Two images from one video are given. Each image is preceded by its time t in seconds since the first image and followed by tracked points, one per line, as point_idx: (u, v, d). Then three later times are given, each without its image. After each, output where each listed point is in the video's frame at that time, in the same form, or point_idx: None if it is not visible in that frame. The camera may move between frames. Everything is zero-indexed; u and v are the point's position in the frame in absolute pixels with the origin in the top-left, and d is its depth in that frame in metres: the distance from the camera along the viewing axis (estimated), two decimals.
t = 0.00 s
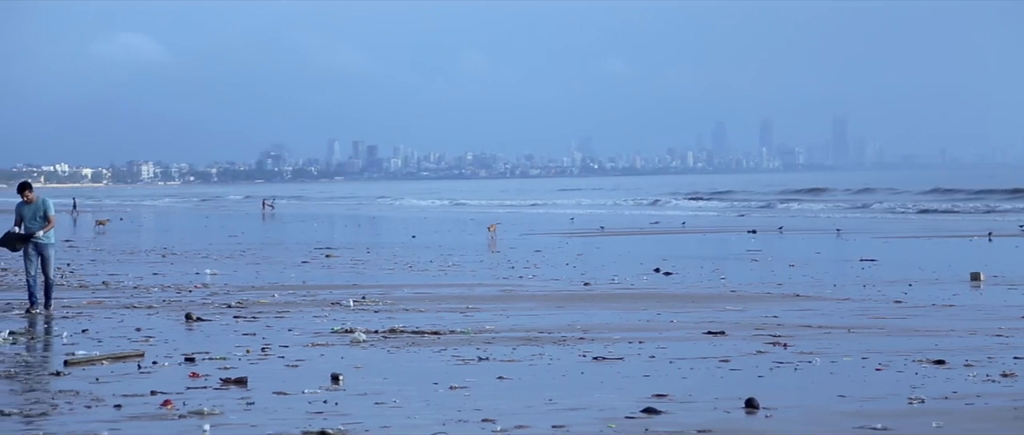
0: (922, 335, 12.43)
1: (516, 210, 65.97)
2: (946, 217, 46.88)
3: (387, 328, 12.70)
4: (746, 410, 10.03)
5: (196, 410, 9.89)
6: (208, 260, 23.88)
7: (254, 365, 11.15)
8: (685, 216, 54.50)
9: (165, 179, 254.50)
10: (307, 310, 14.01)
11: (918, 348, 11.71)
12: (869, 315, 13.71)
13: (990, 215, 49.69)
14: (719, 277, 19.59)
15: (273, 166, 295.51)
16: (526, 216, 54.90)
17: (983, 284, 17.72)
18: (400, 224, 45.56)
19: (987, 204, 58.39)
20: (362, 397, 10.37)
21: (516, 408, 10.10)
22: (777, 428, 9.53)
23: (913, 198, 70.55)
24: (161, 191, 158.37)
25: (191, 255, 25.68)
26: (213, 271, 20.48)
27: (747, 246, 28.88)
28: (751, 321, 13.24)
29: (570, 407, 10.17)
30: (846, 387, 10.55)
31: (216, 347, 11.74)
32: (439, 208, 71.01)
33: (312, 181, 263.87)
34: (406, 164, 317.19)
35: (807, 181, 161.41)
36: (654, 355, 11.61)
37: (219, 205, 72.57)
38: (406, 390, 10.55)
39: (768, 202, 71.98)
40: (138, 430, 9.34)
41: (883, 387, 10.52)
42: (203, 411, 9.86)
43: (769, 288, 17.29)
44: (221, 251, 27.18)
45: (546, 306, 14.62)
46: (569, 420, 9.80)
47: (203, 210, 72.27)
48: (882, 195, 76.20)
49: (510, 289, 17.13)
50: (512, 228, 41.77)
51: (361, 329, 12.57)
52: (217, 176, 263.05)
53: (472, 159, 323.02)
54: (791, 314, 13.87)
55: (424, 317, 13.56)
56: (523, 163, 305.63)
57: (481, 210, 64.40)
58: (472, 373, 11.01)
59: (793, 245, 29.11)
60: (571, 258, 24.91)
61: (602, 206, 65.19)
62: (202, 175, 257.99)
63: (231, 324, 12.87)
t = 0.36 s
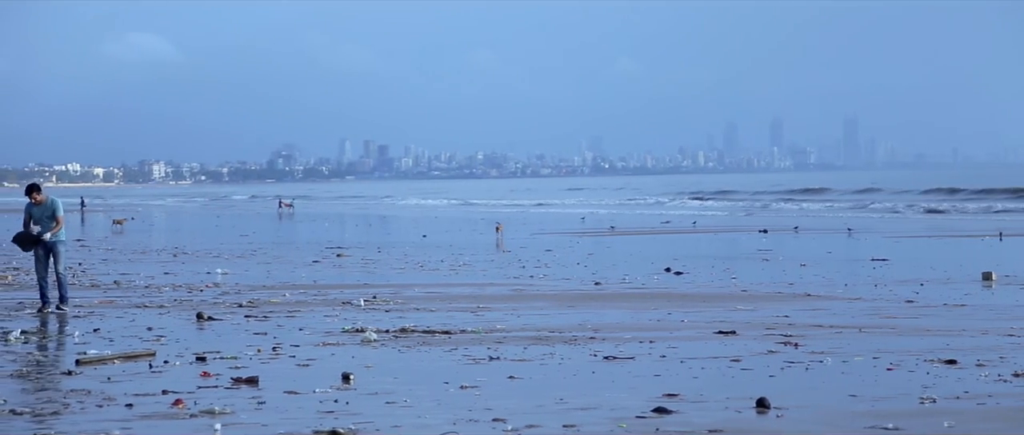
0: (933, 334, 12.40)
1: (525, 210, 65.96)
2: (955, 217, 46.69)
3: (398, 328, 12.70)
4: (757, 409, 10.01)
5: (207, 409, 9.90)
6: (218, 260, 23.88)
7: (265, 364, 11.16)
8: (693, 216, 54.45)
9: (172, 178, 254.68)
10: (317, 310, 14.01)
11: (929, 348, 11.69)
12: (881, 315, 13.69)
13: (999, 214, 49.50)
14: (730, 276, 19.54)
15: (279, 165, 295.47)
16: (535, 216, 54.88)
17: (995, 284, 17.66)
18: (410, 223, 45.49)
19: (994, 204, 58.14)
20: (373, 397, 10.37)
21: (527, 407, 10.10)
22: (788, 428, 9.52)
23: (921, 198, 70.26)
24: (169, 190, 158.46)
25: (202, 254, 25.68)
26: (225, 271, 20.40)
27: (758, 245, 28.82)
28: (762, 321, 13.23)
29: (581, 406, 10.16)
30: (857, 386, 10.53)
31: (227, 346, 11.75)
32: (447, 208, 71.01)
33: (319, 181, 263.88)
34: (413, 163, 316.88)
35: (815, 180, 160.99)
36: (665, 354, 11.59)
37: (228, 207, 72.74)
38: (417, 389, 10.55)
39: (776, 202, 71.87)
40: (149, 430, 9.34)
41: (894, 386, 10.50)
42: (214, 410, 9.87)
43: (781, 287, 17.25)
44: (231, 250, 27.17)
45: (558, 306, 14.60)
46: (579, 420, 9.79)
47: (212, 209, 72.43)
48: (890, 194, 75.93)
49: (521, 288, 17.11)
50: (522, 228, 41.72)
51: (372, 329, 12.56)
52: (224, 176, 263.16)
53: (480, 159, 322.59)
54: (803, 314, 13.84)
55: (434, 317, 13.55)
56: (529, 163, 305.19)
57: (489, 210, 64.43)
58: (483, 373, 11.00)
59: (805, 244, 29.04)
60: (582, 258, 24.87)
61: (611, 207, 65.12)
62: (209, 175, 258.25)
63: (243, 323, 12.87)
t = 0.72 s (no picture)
0: (944, 332, 12.39)
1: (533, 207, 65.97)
2: (963, 215, 46.66)
3: (408, 325, 12.71)
4: (768, 407, 10.01)
5: (218, 407, 9.92)
6: (229, 257, 23.96)
7: (276, 362, 11.17)
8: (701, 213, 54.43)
9: (179, 176, 255.09)
10: (328, 307, 14.03)
11: (940, 346, 11.68)
12: (891, 313, 13.67)
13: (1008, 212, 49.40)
14: (741, 274, 19.53)
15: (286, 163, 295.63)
16: (544, 214, 54.89)
17: (1006, 282, 17.64)
18: (419, 222, 45.52)
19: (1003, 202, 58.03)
20: (383, 394, 10.38)
21: (537, 405, 10.10)
22: (798, 426, 9.52)
23: (928, 196, 70.14)
24: (177, 188, 158.57)
25: (213, 252, 25.70)
26: (235, 269, 20.15)
27: (768, 243, 28.82)
28: (772, 319, 13.22)
29: (592, 404, 10.16)
30: (868, 384, 10.52)
31: (238, 343, 11.77)
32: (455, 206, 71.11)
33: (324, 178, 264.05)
34: (419, 160, 316.90)
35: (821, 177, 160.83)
36: (675, 352, 11.59)
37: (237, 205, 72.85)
38: (428, 387, 10.55)
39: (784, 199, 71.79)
40: (160, 427, 9.37)
41: (905, 384, 10.49)
42: (225, 408, 9.88)
43: (791, 285, 17.25)
44: (242, 248, 27.20)
45: (568, 304, 14.61)
46: (590, 418, 9.79)
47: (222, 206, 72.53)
48: (898, 192, 75.83)
49: (531, 285, 17.13)
50: (531, 226, 41.76)
51: (382, 326, 12.57)
52: (231, 173, 263.47)
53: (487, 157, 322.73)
54: (814, 312, 13.83)
55: (445, 314, 13.56)
56: (535, 160, 305.02)
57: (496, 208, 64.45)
58: (493, 370, 11.00)
59: (815, 242, 29.01)
60: (593, 255, 24.88)
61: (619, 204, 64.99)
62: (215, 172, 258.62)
63: (253, 321, 12.89)
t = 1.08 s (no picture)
0: (956, 327, 12.37)
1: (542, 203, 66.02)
2: (974, 210, 46.53)
3: (420, 319, 12.73)
4: (779, 402, 10.01)
5: (230, 400, 9.94)
6: (240, 252, 24.02)
7: (287, 356, 11.19)
8: (711, 208, 54.41)
9: (188, 171, 255.57)
10: (339, 301, 14.05)
11: (952, 341, 11.66)
12: (903, 308, 13.67)
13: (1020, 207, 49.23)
14: (752, 269, 19.54)
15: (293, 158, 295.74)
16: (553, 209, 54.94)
17: (1018, 277, 17.61)
18: (430, 216, 45.61)
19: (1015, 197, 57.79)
20: (394, 388, 10.39)
21: (549, 399, 10.11)
22: (809, 420, 9.51)
23: (938, 191, 70.03)
24: (186, 183, 159.03)
25: (225, 246, 25.77)
26: (247, 264, 20.25)
27: (780, 238, 28.81)
28: (784, 313, 13.22)
29: (602, 398, 10.16)
30: (880, 379, 10.51)
31: (249, 337, 11.78)
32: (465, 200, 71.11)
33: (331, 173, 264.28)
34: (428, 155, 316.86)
35: (829, 172, 160.67)
36: (686, 347, 11.59)
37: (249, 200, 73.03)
38: (439, 381, 10.56)
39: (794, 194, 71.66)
40: (171, 421, 9.40)
41: (916, 379, 10.48)
42: (236, 401, 9.90)
43: (803, 280, 17.25)
44: (254, 243, 27.24)
45: (579, 298, 14.62)
46: (601, 412, 9.79)
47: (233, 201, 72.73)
48: (909, 187, 75.62)
49: (543, 280, 17.14)
50: (542, 221, 41.77)
51: (393, 321, 12.58)
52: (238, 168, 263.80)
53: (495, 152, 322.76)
54: (825, 306, 13.83)
55: (456, 309, 13.58)
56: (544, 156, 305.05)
57: (505, 203, 64.53)
58: (504, 365, 11.00)
59: (827, 237, 28.97)
60: (604, 250, 24.88)
61: (628, 199, 65.01)
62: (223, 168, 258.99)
63: (265, 315, 12.91)
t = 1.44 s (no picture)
0: (969, 321, 12.35)
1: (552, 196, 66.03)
2: (986, 204, 46.40)
3: (432, 313, 12.74)
4: (792, 396, 10.00)
5: (243, 394, 9.96)
6: (252, 245, 24.06)
7: (301, 349, 11.21)
8: (723, 201, 54.40)
9: (197, 164, 255.98)
10: (352, 295, 14.07)
11: (965, 335, 11.65)
12: (916, 301, 13.66)
13: None
14: (765, 262, 19.53)
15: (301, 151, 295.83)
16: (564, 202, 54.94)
17: None
18: (442, 210, 45.64)
19: None
20: (407, 381, 10.40)
21: (561, 393, 10.11)
22: (822, 414, 9.51)
23: (948, 184, 69.87)
24: (196, 177, 159.37)
25: (239, 240, 25.83)
26: (260, 257, 20.30)
27: (792, 232, 28.77)
28: (797, 307, 13.21)
29: (615, 392, 10.16)
30: (893, 373, 10.49)
31: (263, 331, 11.80)
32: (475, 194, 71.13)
33: (342, 167, 264.48)
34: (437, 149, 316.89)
35: (841, 165, 160.23)
36: (699, 340, 11.58)
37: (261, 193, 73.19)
38: (452, 374, 10.57)
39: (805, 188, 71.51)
40: (185, 414, 9.43)
41: (930, 373, 10.47)
42: (249, 395, 9.92)
43: (816, 273, 17.24)
44: (266, 236, 27.30)
45: (591, 292, 14.63)
46: (614, 406, 9.79)
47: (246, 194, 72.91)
48: (920, 181, 75.40)
49: (556, 273, 17.15)
50: (555, 214, 41.78)
51: (406, 314, 12.59)
52: (248, 161, 264.08)
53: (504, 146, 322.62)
54: (838, 300, 13.82)
55: (468, 302, 13.59)
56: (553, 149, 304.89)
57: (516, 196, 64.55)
58: (517, 359, 11.00)
59: (840, 231, 28.93)
60: (616, 244, 24.87)
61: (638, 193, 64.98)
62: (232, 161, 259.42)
63: (278, 308, 12.93)
